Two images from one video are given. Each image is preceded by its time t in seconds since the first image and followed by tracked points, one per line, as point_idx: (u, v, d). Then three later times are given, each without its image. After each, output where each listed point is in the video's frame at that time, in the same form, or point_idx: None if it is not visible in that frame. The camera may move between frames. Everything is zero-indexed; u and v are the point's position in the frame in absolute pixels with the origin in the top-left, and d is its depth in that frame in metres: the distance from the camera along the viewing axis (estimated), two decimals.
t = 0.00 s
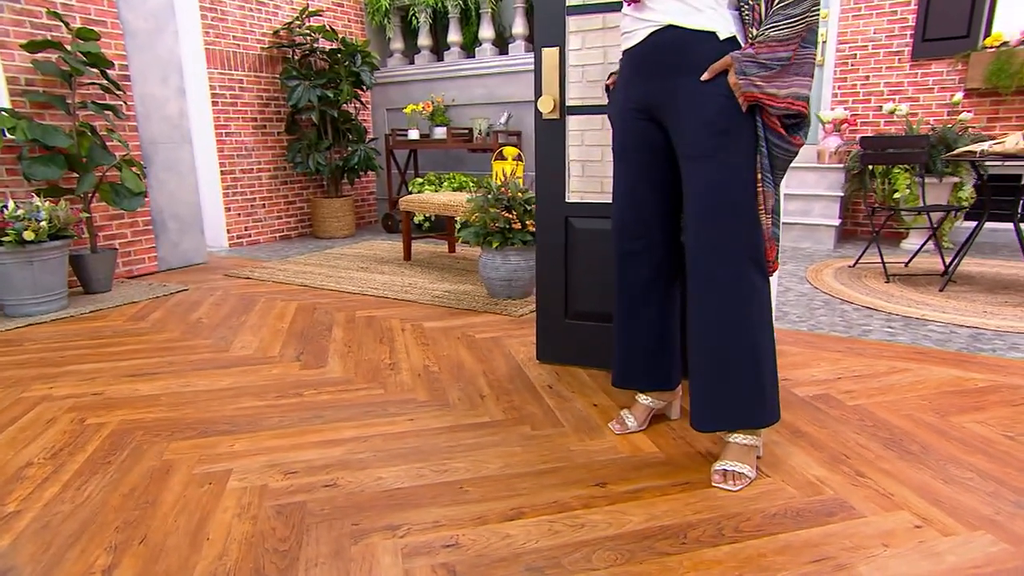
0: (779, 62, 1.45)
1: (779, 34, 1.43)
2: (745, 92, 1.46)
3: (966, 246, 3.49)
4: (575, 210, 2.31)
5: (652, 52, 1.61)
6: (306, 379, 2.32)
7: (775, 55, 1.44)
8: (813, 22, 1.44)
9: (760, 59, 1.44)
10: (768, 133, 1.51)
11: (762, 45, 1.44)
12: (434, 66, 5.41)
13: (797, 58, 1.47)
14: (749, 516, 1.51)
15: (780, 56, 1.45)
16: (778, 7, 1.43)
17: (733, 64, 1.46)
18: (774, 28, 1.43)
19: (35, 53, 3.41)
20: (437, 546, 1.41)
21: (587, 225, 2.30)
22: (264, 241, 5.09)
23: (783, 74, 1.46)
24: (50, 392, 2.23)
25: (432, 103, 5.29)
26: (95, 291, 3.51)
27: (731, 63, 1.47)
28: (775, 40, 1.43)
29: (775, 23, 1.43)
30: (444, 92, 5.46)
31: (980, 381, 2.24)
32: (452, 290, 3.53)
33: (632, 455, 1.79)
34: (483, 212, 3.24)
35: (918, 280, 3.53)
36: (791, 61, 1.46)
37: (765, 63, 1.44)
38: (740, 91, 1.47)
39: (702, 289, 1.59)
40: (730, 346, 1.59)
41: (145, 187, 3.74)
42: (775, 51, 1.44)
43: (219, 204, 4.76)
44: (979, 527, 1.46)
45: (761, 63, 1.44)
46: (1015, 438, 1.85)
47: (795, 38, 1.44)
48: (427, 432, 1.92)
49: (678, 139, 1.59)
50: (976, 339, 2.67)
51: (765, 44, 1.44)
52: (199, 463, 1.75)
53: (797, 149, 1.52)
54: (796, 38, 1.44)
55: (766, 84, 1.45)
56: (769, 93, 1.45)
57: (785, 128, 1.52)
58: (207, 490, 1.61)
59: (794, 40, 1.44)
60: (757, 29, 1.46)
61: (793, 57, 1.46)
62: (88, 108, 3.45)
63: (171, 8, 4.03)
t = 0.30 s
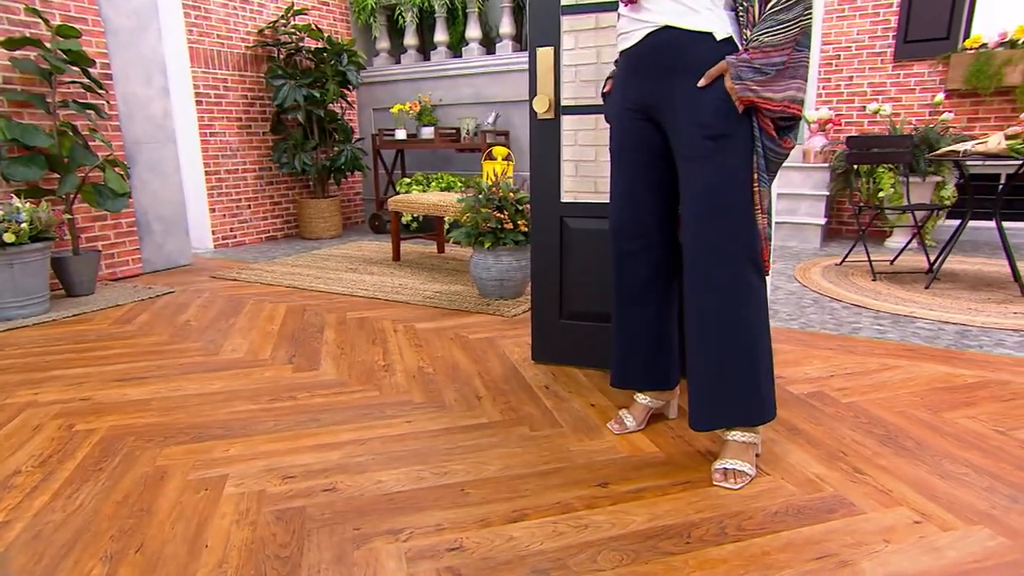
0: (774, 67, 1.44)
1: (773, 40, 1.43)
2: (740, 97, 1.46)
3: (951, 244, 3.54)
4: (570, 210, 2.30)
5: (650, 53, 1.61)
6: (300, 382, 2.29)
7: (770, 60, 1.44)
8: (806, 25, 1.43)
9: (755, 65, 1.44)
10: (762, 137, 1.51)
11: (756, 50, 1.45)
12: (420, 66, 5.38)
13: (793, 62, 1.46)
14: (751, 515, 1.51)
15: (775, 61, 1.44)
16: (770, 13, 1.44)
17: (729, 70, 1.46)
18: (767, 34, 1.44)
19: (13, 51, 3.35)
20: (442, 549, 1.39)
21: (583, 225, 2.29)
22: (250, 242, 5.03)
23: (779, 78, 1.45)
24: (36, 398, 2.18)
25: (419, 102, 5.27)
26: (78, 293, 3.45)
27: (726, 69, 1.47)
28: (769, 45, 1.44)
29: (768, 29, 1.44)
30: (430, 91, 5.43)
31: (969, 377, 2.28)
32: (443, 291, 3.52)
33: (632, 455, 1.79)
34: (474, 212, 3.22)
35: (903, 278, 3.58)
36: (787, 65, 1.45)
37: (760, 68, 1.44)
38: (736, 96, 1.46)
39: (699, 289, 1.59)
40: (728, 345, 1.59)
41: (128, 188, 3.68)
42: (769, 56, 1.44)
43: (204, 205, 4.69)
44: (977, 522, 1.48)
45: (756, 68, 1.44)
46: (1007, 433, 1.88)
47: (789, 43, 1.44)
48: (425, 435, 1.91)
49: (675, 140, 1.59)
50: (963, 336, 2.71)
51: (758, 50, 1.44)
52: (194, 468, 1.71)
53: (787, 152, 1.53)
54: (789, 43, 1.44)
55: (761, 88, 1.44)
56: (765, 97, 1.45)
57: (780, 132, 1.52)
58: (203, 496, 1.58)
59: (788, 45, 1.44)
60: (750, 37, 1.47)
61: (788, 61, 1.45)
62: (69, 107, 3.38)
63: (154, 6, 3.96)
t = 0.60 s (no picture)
0: (762, 69, 1.45)
1: (761, 42, 1.45)
2: (729, 98, 1.47)
3: (933, 242, 3.60)
4: (564, 210, 2.30)
5: (639, 54, 1.62)
6: (291, 385, 2.26)
7: (759, 61, 1.45)
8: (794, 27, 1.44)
9: (744, 66, 1.45)
10: (752, 135, 1.51)
11: (745, 53, 1.46)
12: (406, 66, 5.35)
13: (781, 63, 1.47)
14: (751, 512, 1.52)
15: (763, 63, 1.45)
16: (758, 16, 1.45)
17: (718, 71, 1.47)
18: (756, 37, 1.45)
19: None
20: (444, 552, 1.38)
21: (576, 225, 2.30)
22: (234, 243, 4.97)
23: (767, 80, 1.46)
24: (18, 404, 2.12)
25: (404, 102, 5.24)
26: (57, 297, 3.37)
27: (715, 70, 1.48)
28: (757, 48, 1.45)
29: (756, 31, 1.45)
30: (416, 91, 5.40)
31: (955, 373, 2.32)
32: (433, 291, 3.50)
33: (630, 454, 1.79)
34: (465, 212, 3.21)
35: (887, 276, 3.63)
36: (775, 67, 1.46)
37: (749, 70, 1.45)
38: (726, 97, 1.47)
39: (690, 289, 1.60)
40: (719, 344, 1.60)
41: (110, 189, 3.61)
42: (757, 58, 1.45)
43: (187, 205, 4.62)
44: (971, 514, 1.50)
45: (746, 69, 1.45)
46: (995, 427, 1.91)
47: (777, 45, 1.45)
48: (422, 436, 1.89)
49: (665, 141, 1.59)
50: (947, 332, 2.76)
51: (747, 52, 1.45)
52: (187, 474, 1.68)
53: (776, 152, 1.53)
54: (776, 45, 1.45)
55: (751, 89, 1.45)
56: (753, 98, 1.45)
57: (768, 132, 1.52)
58: (198, 502, 1.56)
59: (777, 46, 1.45)
60: (739, 39, 1.49)
61: (777, 63, 1.46)
62: (47, 106, 3.30)
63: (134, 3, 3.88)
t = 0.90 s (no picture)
0: (749, 73, 1.46)
1: (748, 47, 1.45)
2: (715, 102, 1.48)
3: (916, 239, 3.66)
4: (556, 210, 2.30)
5: (622, 57, 1.63)
6: (282, 387, 2.23)
7: (746, 66, 1.45)
8: (780, 31, 1.45)
9: (731, 71, 1.45)
10: (733, 136, 1.52)
11: (733, 57, 1.45)
12: (391, 65, 5.33)
13: (766, 66, 1.48)
14: (749, 508, 1.53)
15: (750, 68, 1.46)
16: (746, 21, 1.45)
17: (705, 75, 1.46)
18: (743, 41, 1.45)
19: None
20: (445, 554, 1.37)
21: (568, 225, 2.30)
22: (217, 245, 4.90)
23: (751, 83, 1.47)
24: None
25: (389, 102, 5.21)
26: (36, 300, 3.30)
27: (699, 73, 1.48)
28: (745, 52, 1.45)
29: (745, 36, 1.44)
30: (401, 91, 5.38)
31: (941, 368, 2.36)
32: (421, 292, 3.48)
33: (627, 453, 1.80)
34: (454, 212, 3.19)
35: (872, 273, 3.69)
36: (762, 70, 1.47)
37: (736, 75, 1.45)
38: (710, 99, 1.48)
39: (672, 289, 1.60)
40: (701, 344, 1.60)
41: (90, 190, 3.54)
42: (745, 63, 1.45)
43: (168, 205, 4.55)
44: (963, 507, 1.52)
45: (733, 74, 1.45)
46: (982, 421, 1.95)
47: (763, 49, 1.46)
48: (418, 438, 1.88)
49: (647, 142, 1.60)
50: (931, 328, 2.81)
51: (732, 58, 1.45)
52: (179, 479, 1.65)
53: (761, 151, 1.52)
54: (761, 49, 1.45)
55: (736, 93, 1.46)
56: (737, 101, 1.47)
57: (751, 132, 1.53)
58: (192, 508, 1.53)
59: (763, 51, 1.45)
60: (723, 44, 1.47)
61: (763, 67, 1.47)
62: (24, 105, 3.22)
63: None
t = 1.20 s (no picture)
0: (723, 74, 1.46)
1: (721, 47, 1.45)
2: (688, 101, 1.48)
3: (897, 237, 3.71)
4: (547, 209, 2.30)
5: (604, 57, 1.63)
6: (272, 389, 2.20)
7: (718, 67, 1.45)
8: (756, 33, 1.45)
9: (704, 71, 1.45)
10: (708, 135, 1.52)
11: (706, 58, 1.46)
12: (375, 64, 5.29)
13: (742, 68, 1.48)
14: (745, 504, 1.55)
15: (724, 69, 1.46)
16: (721, 22, 1.45)
17: (677, 75, 1.47)
18: (717, 42, 1.45)
19: None
20: (445, 555, 1.36)
21: (559, 224, 2.30)
22: (199, 246, 4.83)
23: (726, 84, 1.47)
24: None
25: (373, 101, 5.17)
26: (13, 303, 3.22)
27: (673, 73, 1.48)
28: (718, 53, 1.45)
29: (719, 37, 1.45)
30: (385, 91, 5.35)
31: (925, 363, 2.40)
32: (409, 292, 3.46)
33: (622, 450, 1.80)
34: (442, 211, 3.18)
35: (855, 271, 3.74)
36: (736, 71, 1.47)
37: (709, 75, 1.45)
38: (683, 99, 1.48)
39: (649, 287, 1.61)
40: (678, 342, 1.61)
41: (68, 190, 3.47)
42: (718, 64, 1.46)
43: (148, 206, 4.47)
44: (952, 499, 1.55)
45: (705, 74, 1.45)
46: (968, 414, 1.99)
47: (737, 51, 1.46)
48: (412, 439, 1.87)
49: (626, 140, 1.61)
50: (914, 324, 2.85)
51: (707, 58, 1.45)
52: (170, 484, 1.63)
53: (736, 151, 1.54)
54: (737, 50, 1.46)
55: (710, 93, 1.46)
56: (710, 101, 1.47)
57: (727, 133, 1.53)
58: (184, 513, 1.50)
59: (737, 52, 1.46)
60: (699, 44, 1.48)
61: (738, 68, 1.47)
62: None
63: None
